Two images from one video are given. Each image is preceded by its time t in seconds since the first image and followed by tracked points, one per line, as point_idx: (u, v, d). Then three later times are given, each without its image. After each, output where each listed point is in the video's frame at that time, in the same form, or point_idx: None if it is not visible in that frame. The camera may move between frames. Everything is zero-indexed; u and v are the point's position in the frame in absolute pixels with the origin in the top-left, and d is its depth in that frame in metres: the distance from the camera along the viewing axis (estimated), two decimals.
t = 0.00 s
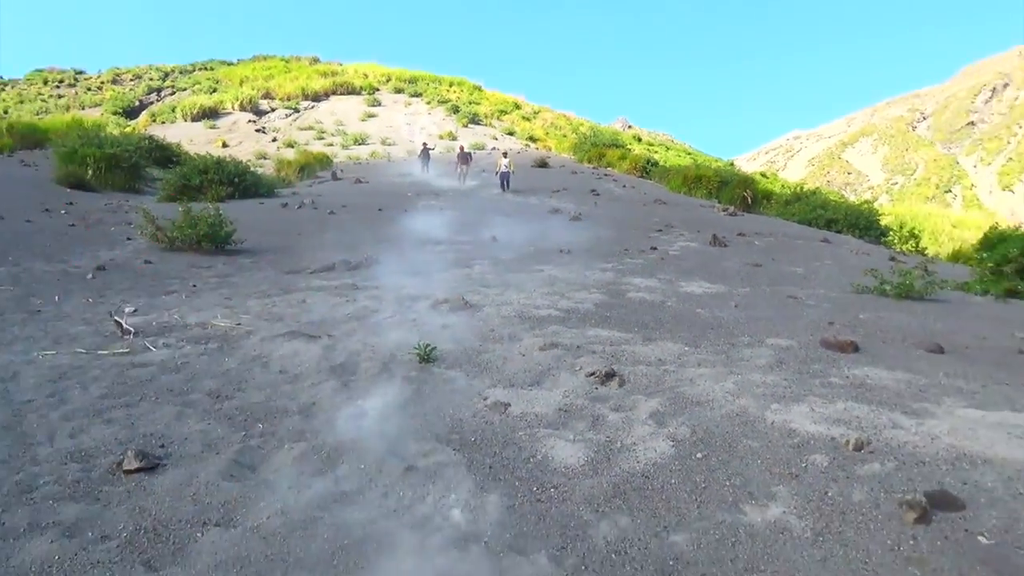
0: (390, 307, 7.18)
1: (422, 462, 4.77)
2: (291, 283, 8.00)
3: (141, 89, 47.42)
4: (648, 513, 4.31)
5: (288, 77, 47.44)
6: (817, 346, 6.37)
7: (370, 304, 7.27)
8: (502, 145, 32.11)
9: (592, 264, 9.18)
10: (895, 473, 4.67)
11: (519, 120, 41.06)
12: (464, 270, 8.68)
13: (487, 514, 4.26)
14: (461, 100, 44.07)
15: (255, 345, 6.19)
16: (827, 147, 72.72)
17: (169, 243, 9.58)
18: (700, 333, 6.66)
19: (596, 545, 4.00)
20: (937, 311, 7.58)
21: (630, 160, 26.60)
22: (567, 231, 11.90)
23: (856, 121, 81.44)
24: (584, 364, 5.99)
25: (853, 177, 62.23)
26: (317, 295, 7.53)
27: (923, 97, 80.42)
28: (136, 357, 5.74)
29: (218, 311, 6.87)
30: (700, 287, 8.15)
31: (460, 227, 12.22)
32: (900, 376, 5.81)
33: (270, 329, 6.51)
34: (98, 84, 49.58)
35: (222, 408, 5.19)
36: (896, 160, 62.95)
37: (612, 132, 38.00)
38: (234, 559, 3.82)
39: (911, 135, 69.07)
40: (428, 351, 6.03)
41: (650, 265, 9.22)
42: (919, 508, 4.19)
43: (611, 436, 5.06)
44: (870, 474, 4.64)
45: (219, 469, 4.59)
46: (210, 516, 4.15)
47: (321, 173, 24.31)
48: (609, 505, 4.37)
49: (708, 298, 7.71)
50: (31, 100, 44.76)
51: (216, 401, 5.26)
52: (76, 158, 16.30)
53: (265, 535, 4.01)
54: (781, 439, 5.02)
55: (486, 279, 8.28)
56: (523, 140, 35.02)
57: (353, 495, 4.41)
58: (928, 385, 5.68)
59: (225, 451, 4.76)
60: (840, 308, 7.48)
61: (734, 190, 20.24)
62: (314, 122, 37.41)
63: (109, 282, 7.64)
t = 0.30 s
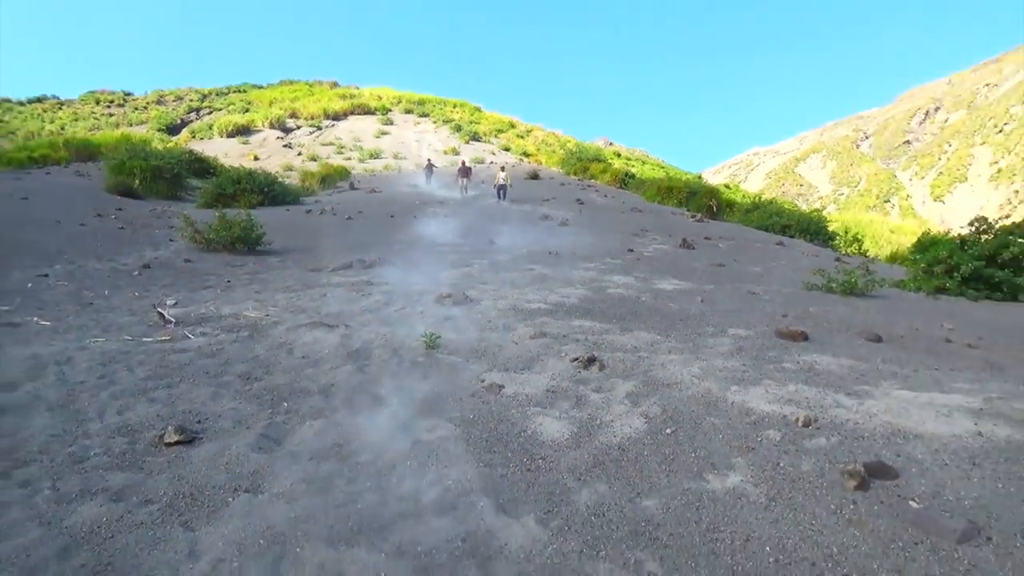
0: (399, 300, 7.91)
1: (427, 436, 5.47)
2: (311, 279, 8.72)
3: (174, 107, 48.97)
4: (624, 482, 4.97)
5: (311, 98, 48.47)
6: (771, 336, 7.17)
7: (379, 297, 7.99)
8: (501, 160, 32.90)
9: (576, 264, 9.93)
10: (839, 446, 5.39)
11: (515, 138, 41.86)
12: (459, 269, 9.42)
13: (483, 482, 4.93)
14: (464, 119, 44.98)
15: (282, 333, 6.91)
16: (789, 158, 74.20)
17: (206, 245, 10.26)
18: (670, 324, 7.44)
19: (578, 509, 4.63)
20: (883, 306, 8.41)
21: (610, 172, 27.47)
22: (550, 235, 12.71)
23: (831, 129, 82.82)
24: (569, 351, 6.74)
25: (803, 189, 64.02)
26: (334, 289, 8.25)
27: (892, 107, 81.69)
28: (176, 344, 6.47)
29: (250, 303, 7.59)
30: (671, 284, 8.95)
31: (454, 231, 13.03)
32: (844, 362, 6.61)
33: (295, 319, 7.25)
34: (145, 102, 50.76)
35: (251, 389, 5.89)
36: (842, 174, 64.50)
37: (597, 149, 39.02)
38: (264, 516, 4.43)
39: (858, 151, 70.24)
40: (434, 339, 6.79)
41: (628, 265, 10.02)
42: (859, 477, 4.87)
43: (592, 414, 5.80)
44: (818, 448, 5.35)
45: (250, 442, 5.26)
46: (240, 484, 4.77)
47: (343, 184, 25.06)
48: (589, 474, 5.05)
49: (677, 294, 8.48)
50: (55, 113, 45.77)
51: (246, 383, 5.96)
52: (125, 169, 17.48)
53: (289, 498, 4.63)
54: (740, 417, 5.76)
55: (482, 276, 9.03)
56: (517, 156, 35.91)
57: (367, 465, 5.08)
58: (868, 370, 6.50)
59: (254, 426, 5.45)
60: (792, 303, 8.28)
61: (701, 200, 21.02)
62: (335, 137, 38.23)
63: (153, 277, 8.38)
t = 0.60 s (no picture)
0: (399, 299, 8.16)
1: (426, 429, 5.72)
2: (315, 279, 8.96)
3: (182, 114, 49.30)
4: (615, 473, 5.23)
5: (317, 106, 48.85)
6: (756, 334, 7.44)
7: (380, 296, 8.25)
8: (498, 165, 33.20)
9: (569, 264, 10.21)
10: (820, 439, 5.66)
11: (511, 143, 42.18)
12: (457, 270, 9.67)
13: (480, 475, 5.17)
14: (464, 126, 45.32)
15: (286, 330, 7.14)
16: (775, 162, 74.55)
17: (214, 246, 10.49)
18: (660, 322, 7.70)
19: (571, 500, 4.88)
20: (866, 305, 8.71)
21: (603, 176, 27.79)
22: (543, 236, 12.98)
23: (821, 133, 83.25)
24: (563, 348, 7.00)
25: (787, 193, 64.52)
26: (337, 288, 8.49)
27: (877, 112, 82.07)
28: (185, 341, 6.71)
29: (255, 302, 7.83)
30: (660, 283, 9.23)
31: (451, 233, 13.31)
32: (826, 358, 6.90)
33: (299, 317, 7.49)
34: (156, 108, 50.93)
35: (258, 384, 6.13)
36: (824, 177, 65.00)
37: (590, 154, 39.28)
38: (270, 507, 4.65)
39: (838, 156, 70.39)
40: (432, 337, 7.04)
41: (619, 265, 10.31)
42: (839, 470, 5.14)
43: (585, 409, 6.05)
44: (800, 441, 5.62)
45: (257, 435, 5.50)
46: (247, 476, 5.00)
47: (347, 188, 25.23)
48: (582, 466, 5.30)
49: (667, 293, 8.76)
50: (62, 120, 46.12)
51: (253, 378, 6.21)
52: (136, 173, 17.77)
53: (294, 490, 4.86)
54: (725, 411, 6.03)
55: (480, 276, 9.29)
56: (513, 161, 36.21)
57: (369, 458, 5.32)
58: (848, 366, 6.78)
59: (260, 420, 5.69)
60: (777, 301, 8.57)
61: (689, 203, 21.25)
62: (338, 142, 38.36)
63: (163, 277, 8.62)
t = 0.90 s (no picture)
0: (395, 301, 8.16)
1: (422, 432, 5.72)
2: (311, 280, 8.94)
3: (179, 115, 49.16)
4: (610, 476, 5.24)
5: (312, 107, 48.73)
6: (751, 337, 7.45)
7: (376, 298, 8.24)
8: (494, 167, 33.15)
9: (566, 266, 10.22)
10: (815, 443, 5.67)
11: (507, 145, 42.14)
12: (453, 272, 9.66)
13: (475, 477, 5.18)
14: (459, 128, 45.28)
15: (282, 332, 7.13)
16: (770, 166, 74.72)
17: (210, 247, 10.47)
18: (655, 325, 7.71)
19: (566, 502, 4.89)
20: (861, 309, 8.74)
21: (599, 179, 27.74)
22: (539, 239, 12.98)
23: (817, 136, 83.37)
24: (559, 351, 7.00)
25: (783, 199, 64.94)
26: (333, 290, 8.47)
27: (872, 116, 82.20)
28: (181, 343, 6.70)
29: (250, 303, 7.81)
30: (656, 286, 9.24)
31: (448, 236, 13.30)
32: (821, 361, 6.92)
33: (295, 319, 7.48)
34: (152, 108, 50.70)
35: (253, 386, 6.12)
36: (820, 183, 65.27)
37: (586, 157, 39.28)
38: (264, 510, 4.64)
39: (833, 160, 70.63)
40: (427, 339, 7.04)
41: (614, 268, 10.32)
42: (834, 473, 5.15)
43: (580, 412, 6.06)
44: (794, 445, 5.63)
45: (251, 437, 5.49)
46: (242, 478, 4.99)
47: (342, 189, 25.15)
48: (577, 469, 5.31)
49: (662, 296, 8.77)
50: (55, 119, 45.89)
51: (248, 380, 6.20)
52: (131, 173, 17.72)
53: (289, 493, 4.85)
54: (720, 414, 6.04)
55: (476, 278, 9.29)
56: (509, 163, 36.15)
57: (364, 460, 5.32)
58: (843, 369, 6.80)
59: (255, 422, 5.68)
60: (772, 305, 8.59)
61: (685, 206, 21.23)
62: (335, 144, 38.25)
63: (158, 278, 8.59)
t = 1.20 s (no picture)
0: (389, 307, 8.15)
1: (415, 439, 5.72)
2: (305, 287, 8.92)
3: (175, 120, 49.01)
4: (604, 484, 5.24)
5: (308, 112, 48.68)
6: (745, 346, 7.47)
7: (370, 304, 8.23)
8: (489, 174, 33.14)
9: (560, 274, 10.22)
10: (808, 451, 5.69)
11: (502, 152, 42.17)
12: (447, 279, 9.66)
13: (468, 485, 5.17)
14: (455, 135, 45.31)
15: (276, 338, 7.11)
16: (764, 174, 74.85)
17: (203, 252, 10.46)
18: (650, 334, 7.72)
19: (559, 510, 4.89)
20: (854, 318, 8.77)
21: (593, 187, 27.71)
22: (534, 246, 13.00)
23: (811, 145, 83.72)
24: (553, 359, 7.00)
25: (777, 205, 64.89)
26: (328, 297, 8.46)
27: (866, 125, 82.63)
28: (174, 349, 6.67)
29: (244, 309, 7.79)
30: (650, 294, 9.26)
31: (443, 243, 13.29)
32: (814, 371, 6.93)
33: (289, 325, 7.46)
34: (147, 113, 50.53)
35: (247, 392, 6.10)
36: (813, 191, 65.33)
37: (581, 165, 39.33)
38: (256, 517, 4.62)
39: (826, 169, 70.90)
40: (422, 345, 7.03)
41: (609, 275, 10.35)
42: (827, 481, 5.17)
43: (574, 419, 6.06)
44: (787, 453, 5.64)
45: (244, 444, 5.48)
46: (235, 485, 4.97)
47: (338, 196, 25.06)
48: (571, 477, 5.31)
49: (656, 304, 8.78)
50: (48, 124, 45.69)
51: (242, 386, 6.17)
52: (126, 178, 17.65)
53: (282, 500, 4.84)
54: (714, 422, 6.05)
55: (470, 285, 9.29)
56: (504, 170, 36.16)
57: (357, 468, 5.31)
58: (836, 378, 6.82)
59: (248, 429, 5.67)
60: (766, 313, 8.61)
61: (680, 214, 21.24)
62: (330, 150, 38.13)
63: (151, 283, 8.55)
